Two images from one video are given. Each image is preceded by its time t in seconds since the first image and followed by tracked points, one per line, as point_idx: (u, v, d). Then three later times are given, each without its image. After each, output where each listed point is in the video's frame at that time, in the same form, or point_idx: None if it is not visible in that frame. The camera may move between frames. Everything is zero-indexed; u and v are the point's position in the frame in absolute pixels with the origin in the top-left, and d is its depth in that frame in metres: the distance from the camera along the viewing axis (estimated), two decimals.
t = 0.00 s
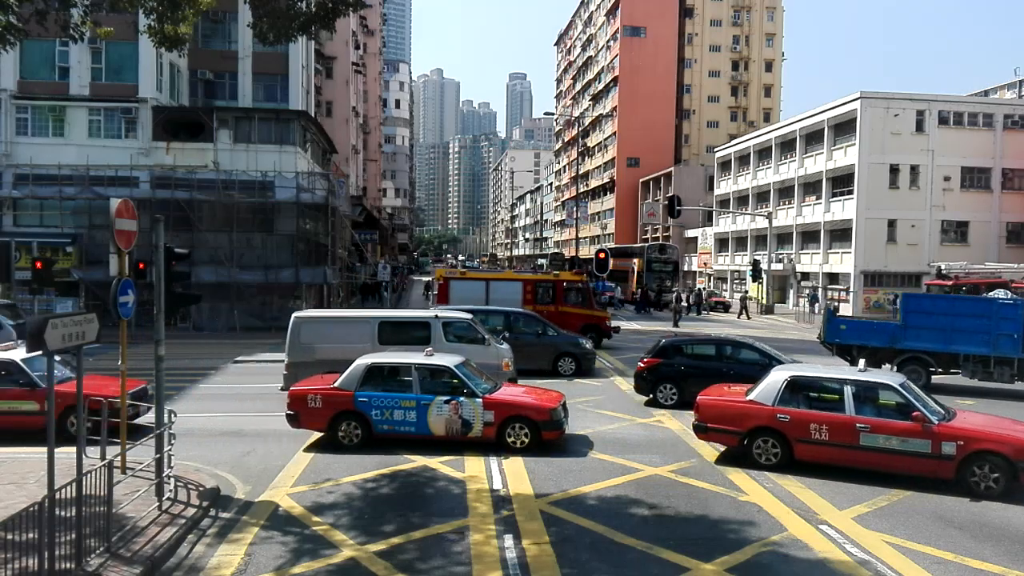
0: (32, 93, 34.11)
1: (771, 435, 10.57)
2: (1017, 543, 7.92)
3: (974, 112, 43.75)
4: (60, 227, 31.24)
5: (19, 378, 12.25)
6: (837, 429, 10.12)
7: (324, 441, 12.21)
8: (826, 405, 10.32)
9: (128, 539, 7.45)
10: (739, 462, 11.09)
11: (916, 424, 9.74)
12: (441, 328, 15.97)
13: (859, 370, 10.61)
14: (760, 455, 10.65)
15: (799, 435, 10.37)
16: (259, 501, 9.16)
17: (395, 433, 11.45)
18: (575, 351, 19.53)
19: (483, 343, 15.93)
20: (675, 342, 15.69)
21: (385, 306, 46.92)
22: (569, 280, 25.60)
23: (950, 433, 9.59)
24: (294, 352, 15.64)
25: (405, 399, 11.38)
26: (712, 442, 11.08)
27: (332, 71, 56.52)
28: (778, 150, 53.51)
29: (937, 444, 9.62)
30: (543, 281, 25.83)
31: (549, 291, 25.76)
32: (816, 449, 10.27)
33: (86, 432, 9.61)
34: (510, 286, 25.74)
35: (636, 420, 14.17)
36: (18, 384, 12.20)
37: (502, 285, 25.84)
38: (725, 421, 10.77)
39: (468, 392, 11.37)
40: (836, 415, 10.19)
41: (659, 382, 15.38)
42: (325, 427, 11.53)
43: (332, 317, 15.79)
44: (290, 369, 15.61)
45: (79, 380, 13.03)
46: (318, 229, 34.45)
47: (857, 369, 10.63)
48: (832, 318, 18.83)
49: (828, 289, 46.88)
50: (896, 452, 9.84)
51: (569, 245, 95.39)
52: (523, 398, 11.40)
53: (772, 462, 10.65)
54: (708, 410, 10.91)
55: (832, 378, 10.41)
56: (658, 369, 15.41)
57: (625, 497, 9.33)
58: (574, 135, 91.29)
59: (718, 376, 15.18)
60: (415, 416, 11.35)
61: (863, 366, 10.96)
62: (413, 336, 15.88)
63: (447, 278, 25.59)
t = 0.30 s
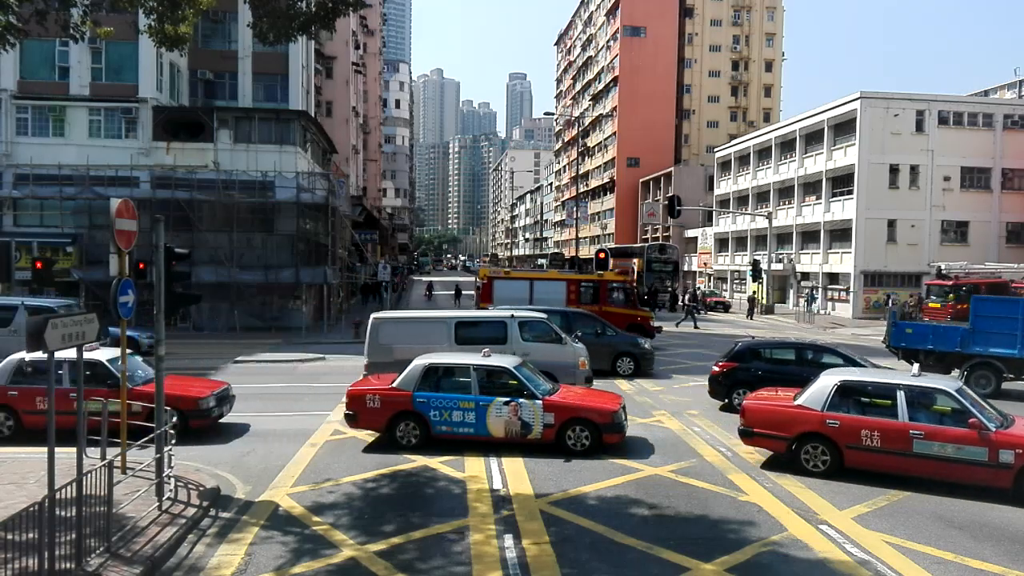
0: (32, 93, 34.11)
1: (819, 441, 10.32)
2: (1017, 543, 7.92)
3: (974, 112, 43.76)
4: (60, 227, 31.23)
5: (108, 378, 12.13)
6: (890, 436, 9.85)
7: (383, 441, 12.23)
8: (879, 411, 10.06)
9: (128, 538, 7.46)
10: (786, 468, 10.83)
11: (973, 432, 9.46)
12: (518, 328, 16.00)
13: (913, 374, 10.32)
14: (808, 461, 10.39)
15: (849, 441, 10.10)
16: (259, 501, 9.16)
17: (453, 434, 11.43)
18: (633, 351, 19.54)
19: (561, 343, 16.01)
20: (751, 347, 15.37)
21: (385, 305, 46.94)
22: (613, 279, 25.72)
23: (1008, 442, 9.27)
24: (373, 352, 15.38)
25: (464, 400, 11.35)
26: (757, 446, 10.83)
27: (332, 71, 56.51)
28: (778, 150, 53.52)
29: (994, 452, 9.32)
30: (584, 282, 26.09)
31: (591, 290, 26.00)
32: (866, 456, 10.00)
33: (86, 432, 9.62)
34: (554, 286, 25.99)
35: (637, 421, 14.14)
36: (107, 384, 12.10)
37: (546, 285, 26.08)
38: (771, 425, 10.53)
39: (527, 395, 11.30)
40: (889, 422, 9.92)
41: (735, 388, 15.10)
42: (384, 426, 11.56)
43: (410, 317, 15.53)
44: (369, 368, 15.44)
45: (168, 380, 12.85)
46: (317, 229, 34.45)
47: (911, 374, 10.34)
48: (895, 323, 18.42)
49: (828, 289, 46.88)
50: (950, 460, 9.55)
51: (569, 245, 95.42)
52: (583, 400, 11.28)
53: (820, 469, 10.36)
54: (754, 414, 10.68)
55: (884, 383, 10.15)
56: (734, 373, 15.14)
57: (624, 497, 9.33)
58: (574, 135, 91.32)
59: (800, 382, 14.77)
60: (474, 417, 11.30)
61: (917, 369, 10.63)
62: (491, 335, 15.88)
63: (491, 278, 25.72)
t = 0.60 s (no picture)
0: (32, 93, 34.09)
1: (875, 448, 9.97)
2: (1016, 543, 7.92)
3: (974, 112, 43.77)
4: (60, 227, 31.20)
5: (182, 378, 12.14)
6: (948, 444, 9.48)
7: (429, 442, 12.15)
8: (937, 418, 9.68)
9: (128, 538, 7.45)
10: (839, 476, 10.51)
11: None
12: (594, 328, 15.75)
13: (974, 381, 9.94)
14: (863, 469, 10.05)
15: (905, 448, 9.74)
16: (259, 501, 9.16)
17: (500, 436, 11.32)
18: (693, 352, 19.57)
19: (637, 343, 15.60)
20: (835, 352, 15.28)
21: (385, 305, 46.94)
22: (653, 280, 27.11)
23: None
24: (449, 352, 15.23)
25: (512, 401, 11.24)
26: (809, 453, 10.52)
27: (332, 71, 56.48)
28: (778, 150, 53.52)
29: None
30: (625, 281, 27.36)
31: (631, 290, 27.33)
32: (924, 464, 9.64)
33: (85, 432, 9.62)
34: (595, 286, 27.41)
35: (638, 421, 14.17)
36: (182, 384, 12.11)
37: (586, 284, 27.36)
38: (824, 432, 10.19)
39: (576, 396, 11.18)
40: (948, 429, 9.54)
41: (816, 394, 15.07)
42: (432, 428, 11.48)
43: (486, 317, 15.42)
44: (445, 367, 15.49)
45: (238, 380, 12.90)
46: (317, 229, 34.49)
47: (972, 380, 9.96)
48: (966, 328, 19.27)
49: (828, 289, 46.91)
50: (1014, 468, 9.15)
51: (569, 245, 95.42)
52: (632, 401, 11.16)
53: (874, 478, 10.04)
54: (806, 421, 10.36)
55: (943, 389, 9.76)
56: (815, 378, 15.10)
57: (625, 497, 9.33)
58: (574, 135, 91.32)
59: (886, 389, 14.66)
60: (521, 419, 11.19)
61: (976, 376, 10.25)
62: (565, 335, 15.73)
63: (531, 277, 27.41)
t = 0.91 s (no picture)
0: (32, 93, 34.07)
1: (946, 457, 9.53)
2: (1017, 543, 7.92)
3: (974, 112, 43.77)
4: (60, 227, 31.20)
5: (245, 378, 12.22)
6: None
7: (470, 443, 12.11)
8: (1012, 426, 9.19)
9: (128, 538, 7.45)
10: (910, 485, 10.09)
11: None
12: (671, 329, 15.60)
13: None
14: (933, 480, 9.62)
15: (978, 458, 9.28)
16: (259, 501, 9.16)
17: (543, 437, 11.20)
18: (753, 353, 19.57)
19: (716, 345, 15.39)
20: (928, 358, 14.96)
21: (385, 305, 46.94)
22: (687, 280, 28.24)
23: None
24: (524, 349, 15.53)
25: (554, 402, 11.13)
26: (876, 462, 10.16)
27: (332, 71, 56.47)
28: (778, 150, 53.53)
29: None
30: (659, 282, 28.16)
31: (666, 290, 28.19)
32: (998, 475, 9.15)
33: (86, 432, 9.63)
34: (630, 286, 27.49)
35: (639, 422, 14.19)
36: (245, 384, 12.19)
37: (623, 283, 27.53)
38: (892, 440, 9.81)
39: (620, 396, 11.05)
40: None
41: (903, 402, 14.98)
42: (475, 428, 11.48)
43: (562, 316, 15.61)
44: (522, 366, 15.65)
45: (298, 380, 12.95)
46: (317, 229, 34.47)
47: None
48: None
49: (829, 289, 46.92)
50: None
51: (569, 245, 95.42)
52: (677, 404, 11.00)
53: (946, 489, 9.56)
54: (872, 428, 9.99)
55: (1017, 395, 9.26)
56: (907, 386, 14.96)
57: (625, 497, 9.33)
58: (574, 135, 91.35)
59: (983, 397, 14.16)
60: (564, 420, 11.06)
61: None
62: (642, 335, 15.59)
63: (567, 277, 27.33)
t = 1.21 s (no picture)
0: (32, 93, 34.06)
1: None
2: (1016, 543, 7.92)
3: (974, 112, 43.77)
4: (60, 227, 31.19)
5: (298, 377, 12.18)
6: None
7: (509, 445, 12.03)
8: None
9: (128, 538, 7.45)
10: (1002, 501, 9.43)
11: None
12: (752, 332, 15.10)
13: None
14: None
15: None
16: (259, 501, 9.16)
17: (584, 439, 11.10)
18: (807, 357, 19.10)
19: (800, 349, 14.87)
20: None
21: (385, 305, 46.93)
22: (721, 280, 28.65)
23: None
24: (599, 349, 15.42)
25: (595, 404, 11.03)
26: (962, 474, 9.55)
27: (332, 71, 56.48)
28: (778, 150, 53.54)
29: None
30: (693, 281, 28.13)
31: (700, 290, 28.13)
32: None
33: (86, 431, 9.64)
34: (662, 287, 27.62)
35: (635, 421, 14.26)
36: (298, 383, 12.17)
37: (654, 285, 27.66)
38: (981, 451, 9.19)
39: (663, 399, 10.90)
40: None
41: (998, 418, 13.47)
42: (514, 430, 11.39)
43: (638, 317, 15.44)
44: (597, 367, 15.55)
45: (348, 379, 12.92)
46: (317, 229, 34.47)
47: None
48: None
49: (829, 289, 46.94)
50: None
51: (569, 245, 95.40)
52: (722, 406, 10.79)
53: None
54: (961, 438, 9.39)
55: None
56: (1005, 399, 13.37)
57: (625, 497, 9.33)
58: (574, 135, 91.37)
59: None
60: (606, 422, 10.95)
61: None
62: (721, 338, 15.18)
63: (597, 277, 28.12)
